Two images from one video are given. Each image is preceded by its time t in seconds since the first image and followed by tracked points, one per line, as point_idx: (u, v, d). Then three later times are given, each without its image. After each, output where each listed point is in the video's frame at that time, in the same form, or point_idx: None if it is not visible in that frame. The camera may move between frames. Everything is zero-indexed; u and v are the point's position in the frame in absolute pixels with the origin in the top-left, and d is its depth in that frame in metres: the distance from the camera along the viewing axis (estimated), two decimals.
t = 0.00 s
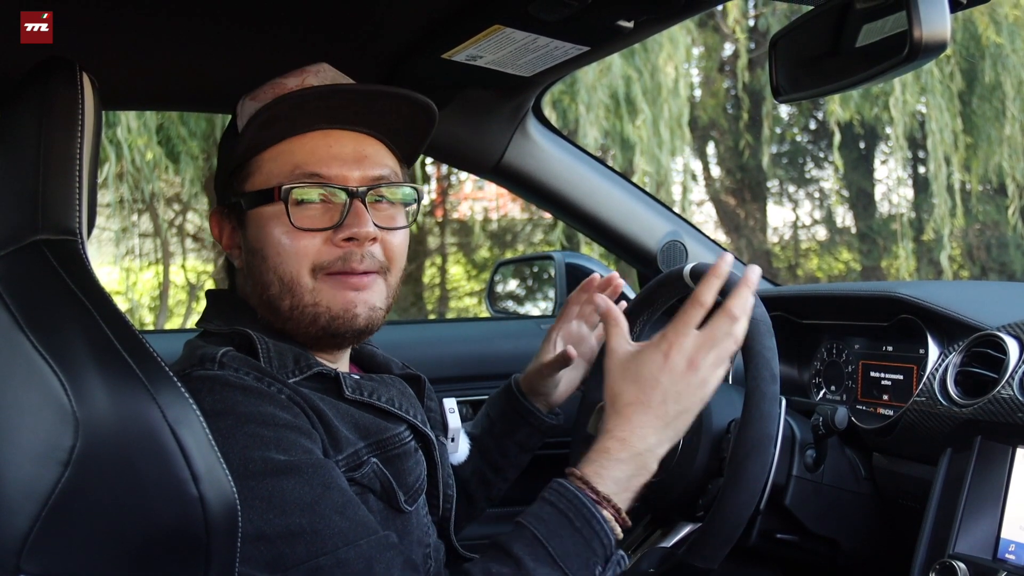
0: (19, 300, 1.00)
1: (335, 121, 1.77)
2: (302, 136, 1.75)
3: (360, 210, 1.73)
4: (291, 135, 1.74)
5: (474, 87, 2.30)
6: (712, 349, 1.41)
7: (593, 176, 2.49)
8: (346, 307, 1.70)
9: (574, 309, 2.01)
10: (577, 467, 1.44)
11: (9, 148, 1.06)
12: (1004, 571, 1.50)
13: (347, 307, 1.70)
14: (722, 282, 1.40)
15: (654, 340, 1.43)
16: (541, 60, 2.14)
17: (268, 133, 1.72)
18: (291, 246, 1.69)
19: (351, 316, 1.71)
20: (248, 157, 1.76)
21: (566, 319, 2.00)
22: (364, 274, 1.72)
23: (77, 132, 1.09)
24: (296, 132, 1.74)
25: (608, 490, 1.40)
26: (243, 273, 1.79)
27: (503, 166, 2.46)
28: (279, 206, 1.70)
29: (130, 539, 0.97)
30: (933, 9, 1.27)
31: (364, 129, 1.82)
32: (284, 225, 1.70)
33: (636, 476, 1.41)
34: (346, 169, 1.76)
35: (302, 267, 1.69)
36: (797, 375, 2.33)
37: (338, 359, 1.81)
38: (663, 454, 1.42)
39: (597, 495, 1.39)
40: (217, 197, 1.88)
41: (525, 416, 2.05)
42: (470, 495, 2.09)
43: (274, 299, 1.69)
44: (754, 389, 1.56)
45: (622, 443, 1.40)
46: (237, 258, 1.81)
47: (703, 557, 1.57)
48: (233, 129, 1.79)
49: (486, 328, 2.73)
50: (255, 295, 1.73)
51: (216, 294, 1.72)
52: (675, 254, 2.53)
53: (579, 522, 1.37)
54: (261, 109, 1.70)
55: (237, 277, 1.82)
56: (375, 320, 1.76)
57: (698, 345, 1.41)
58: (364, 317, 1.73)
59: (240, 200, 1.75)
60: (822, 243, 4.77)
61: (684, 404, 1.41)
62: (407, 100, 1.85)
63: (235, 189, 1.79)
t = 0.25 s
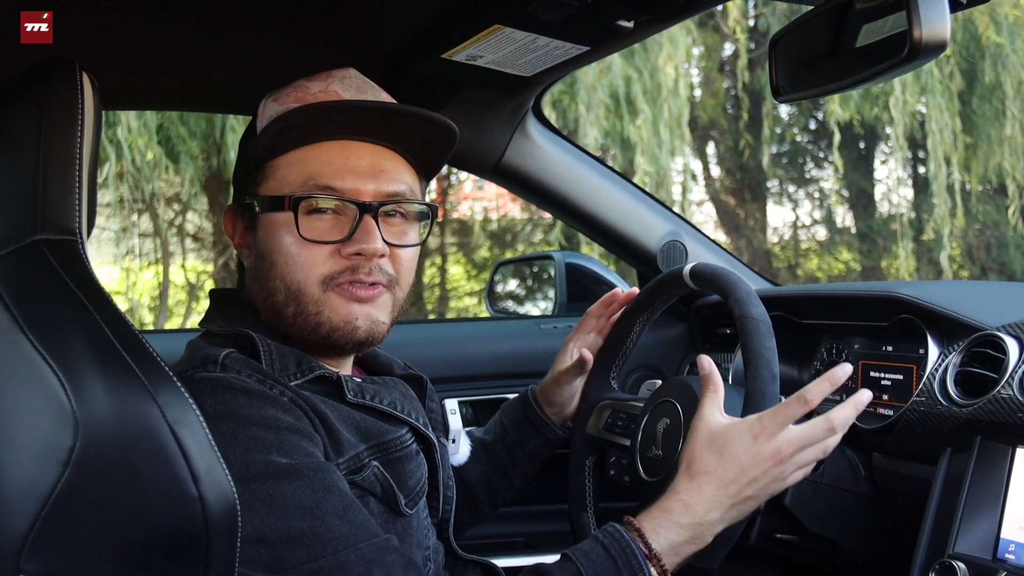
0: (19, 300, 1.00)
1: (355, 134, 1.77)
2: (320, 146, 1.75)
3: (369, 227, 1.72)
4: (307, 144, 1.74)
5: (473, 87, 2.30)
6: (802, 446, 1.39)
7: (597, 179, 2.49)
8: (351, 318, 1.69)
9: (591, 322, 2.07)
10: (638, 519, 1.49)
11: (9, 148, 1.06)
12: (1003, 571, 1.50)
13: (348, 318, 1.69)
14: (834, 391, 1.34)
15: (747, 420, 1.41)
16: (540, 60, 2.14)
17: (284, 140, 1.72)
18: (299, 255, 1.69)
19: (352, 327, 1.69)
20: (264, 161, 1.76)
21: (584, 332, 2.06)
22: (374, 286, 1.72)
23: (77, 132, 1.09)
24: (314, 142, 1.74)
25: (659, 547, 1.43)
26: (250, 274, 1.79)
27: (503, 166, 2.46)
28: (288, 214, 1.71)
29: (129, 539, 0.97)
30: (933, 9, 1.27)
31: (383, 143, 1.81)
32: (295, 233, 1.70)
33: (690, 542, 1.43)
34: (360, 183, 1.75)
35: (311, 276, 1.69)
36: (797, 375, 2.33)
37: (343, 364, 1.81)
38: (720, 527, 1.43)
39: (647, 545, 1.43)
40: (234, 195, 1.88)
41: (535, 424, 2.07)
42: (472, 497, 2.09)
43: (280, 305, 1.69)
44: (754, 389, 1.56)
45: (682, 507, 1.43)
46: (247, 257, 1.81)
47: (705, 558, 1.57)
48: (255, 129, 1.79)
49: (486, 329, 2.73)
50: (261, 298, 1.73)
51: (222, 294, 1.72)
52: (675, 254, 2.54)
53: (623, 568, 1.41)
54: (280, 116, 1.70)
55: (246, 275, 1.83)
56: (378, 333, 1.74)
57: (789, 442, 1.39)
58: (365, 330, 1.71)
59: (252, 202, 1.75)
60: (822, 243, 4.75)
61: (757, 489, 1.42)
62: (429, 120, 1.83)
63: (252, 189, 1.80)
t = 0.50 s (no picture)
0: (19, 300, 1.00)
1: (354, 128, 1.76)
2: (319, 141, 1.74)
3: (372, 218, 1.74)
4: (308, 140, 1.73)
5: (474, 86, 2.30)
6: (773, 381, 1.38)
7: (599, 177, 2.50)
8: (348, 315, 1.70)
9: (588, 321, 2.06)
10: (612, 482, 1.47)
11: (8, 148, 1.06)
12: (1004, 570, 1.50)
13: (350, 317, 1.71)
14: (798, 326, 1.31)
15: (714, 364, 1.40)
16: (541, 59, 2.14)
17: (285, 139, 1.71)
18: (300, 248, 1.70)
19: (353, 328, 1.71)
20: (262, 159, 1.75)
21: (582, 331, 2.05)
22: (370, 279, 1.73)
23: (77, 132, 1.09)
24: (313, 138, 1.73)
25: (636, 512, 1.42)
26: (249, 271, 1.79)
27: (503, 165, 2.46)
28: (291, 208, 1.71)
29: (130, 539, 0.97)
30: (933, 9, 1.27)
31: (382, 135, 1.80)
32: (295, 225, 1.70)
33: (668, 499, 1.43)
34: (360, 173, 1.76)
35: (308, 268, 1.70)
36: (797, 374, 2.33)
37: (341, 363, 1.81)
38: (698, 478, 1.43)
39: (624, 514, 1.42)
40: (231, 192, 1.87)
41: (536, 423, 2.07)
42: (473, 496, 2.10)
43: (279, 300, 1.70)
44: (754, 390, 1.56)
45: (658, 466, 1.42)
46: (244, 256, 1.81)
47: (704, 558, 1.58)
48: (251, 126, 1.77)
49: (485, 329, 2.72)
50: (261, 296, 1.73)
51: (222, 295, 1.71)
52: (675, 253, 2.54)
53: (602, 542, 1.40)
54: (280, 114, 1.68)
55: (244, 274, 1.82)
56: (379, 334, 1.76)
57: (760, 380, 1.38)
58: (367, 331, 1.73)
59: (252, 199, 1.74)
60: (822, 243, 4.76)
61: (733, 434, 1.40)
62: (428, 112, 1.82)
63: (250, 187, 1.78)
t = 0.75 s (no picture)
0: (19, 301, 1.00)
1: (328, 122, 1.77)
2: (293, 138, 1.75)
3: (350, 213, 1.73)
4: (283, 137, 1.75)
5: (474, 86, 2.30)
6: (734, 333, 1.34)
7: (587, 174, 2.49)
8: (335, 311, 1.69)
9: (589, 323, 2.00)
10: (582, 458, 1.46)
11: (9, 148, 1.06)
12: (1004, 570, 1.50)
13: (335, 309, 1.69)
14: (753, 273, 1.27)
15: (669, 325, 1.37)
16: (541, 60, 2.14)
17: (259, 136, 1.73)
18: (282, 246, 1.69)
19: (339, 318, 1.70)
20: (241, 160, 1.77)
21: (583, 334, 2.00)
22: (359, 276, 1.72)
23: (77, 132, 1.09)
24: (286, 134, 1.75)
25: (607, 490, 1.42)
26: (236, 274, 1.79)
27: (502, 165, 2.46)
28: (268, 207, 1.71)
29: (130, 539, 0.97)
30: (933, 9, 1.27)
31: (359, 130, 1.81)
32: (274, 224, 1.71)
33: (641, 468, 1.43)
34: (336, 169, 1.76)
35: (293, 266, 1.69)
36: (797, 375, 2.32)
37: (336, 360, 1.82)
38: (669, 443, 1.42)
39: (593, 495, 1.41)
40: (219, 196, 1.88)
41: (540, 424, 2.05)
42: (474, 496, 2.11)
43: (269, 301, 1.68)
44: (754, 389, 1.57)
45: (625, 438, 1.41)
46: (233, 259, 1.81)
47: (704, 558, 1.57)
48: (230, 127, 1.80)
49: (486, 329, 2.72)
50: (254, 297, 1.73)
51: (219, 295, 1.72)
52: (675, 254, 2.53)
53: (573, 526, 1.40)
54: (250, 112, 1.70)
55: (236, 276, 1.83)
56: (368, 324, 1.74)
57: (719, 333, 1.34)
58: (353, 321, 1.71)
59: (237, 199, 1.75)
60: (823, 242, 4.70)
61: (698, 393, 1.37)
62: (402, 104, 1.82)
63: (231, 189, 1.80)
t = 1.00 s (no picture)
0: (19, 300, 1.00)
1: (330, 124, 1.76)
2: (297, 138, 1.75)
3: (354, 216, 1.73)
4: (284, 139, 1.74)
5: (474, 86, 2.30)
6: (693, 298, 1.35)
7: (588, 175, 2.49)
8: (338, 313, 1.70)
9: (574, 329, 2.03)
10: (553, 445, 1.47)
11: (9, 148, 1.06)
12: (1003, 570, 1.50)
13: (338, 312, 1.70)
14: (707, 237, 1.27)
15: (626, 299, 1.35)
16: (541, 59, 2.14)
17: (261, 137, 1.73)
18: (284, 249, 1.70)
19: (342, 321, 1.71)
20: (243, 160, 1.77)
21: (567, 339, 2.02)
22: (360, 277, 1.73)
23: (77, 132, 1.09)
24: (290, 135, 1.74)
25: (580, 475, 1.44)
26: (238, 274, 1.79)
27: (502, 165, 2.46)
28: (271, 210, 1.71)
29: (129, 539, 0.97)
30: (933, 9, 1.27)
31: (362, 133, 1.80)
32: (277, 227, 1.71)
33: (614, 446, 1.44)
34: (340, 172, 1.75)
35: (295, 270, 1.70)
36: (797, 375, 2.33)
37: (339, 360, 1.82)
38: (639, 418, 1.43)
39: (567, 484, 1.43)
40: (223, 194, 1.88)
41: (542, 423, 2.04)
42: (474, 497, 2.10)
43: (269, 304, 1.69)
44: (754, 389, 1.57)
45: (596, 420, 1.41)
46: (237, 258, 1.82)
47: (703, 557, 1.57)
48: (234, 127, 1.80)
49: (486, 328, 2.73)
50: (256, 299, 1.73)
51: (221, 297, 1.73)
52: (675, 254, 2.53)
53: (548, 517, 1.41)
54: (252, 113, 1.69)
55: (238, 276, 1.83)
56: (368, 326, 1.75)
57: (678, 300, 1.34)
58: (356, 323, 1.72)
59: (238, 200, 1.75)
60: (822, 242, 4.73)
61: (663, 361, 1.38)
62: (406, 105, 1.81)
63: (235, 190, 1.80)
